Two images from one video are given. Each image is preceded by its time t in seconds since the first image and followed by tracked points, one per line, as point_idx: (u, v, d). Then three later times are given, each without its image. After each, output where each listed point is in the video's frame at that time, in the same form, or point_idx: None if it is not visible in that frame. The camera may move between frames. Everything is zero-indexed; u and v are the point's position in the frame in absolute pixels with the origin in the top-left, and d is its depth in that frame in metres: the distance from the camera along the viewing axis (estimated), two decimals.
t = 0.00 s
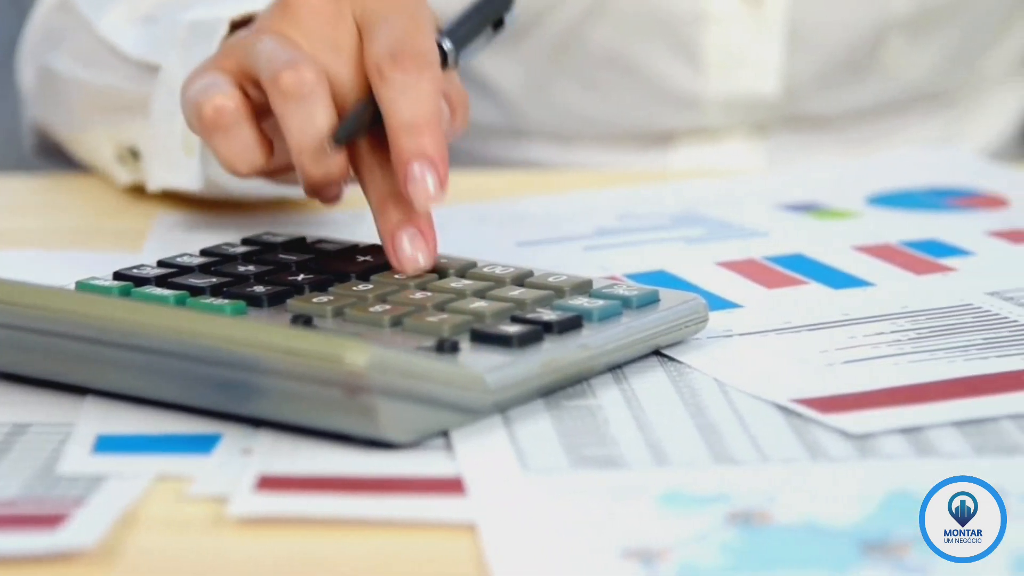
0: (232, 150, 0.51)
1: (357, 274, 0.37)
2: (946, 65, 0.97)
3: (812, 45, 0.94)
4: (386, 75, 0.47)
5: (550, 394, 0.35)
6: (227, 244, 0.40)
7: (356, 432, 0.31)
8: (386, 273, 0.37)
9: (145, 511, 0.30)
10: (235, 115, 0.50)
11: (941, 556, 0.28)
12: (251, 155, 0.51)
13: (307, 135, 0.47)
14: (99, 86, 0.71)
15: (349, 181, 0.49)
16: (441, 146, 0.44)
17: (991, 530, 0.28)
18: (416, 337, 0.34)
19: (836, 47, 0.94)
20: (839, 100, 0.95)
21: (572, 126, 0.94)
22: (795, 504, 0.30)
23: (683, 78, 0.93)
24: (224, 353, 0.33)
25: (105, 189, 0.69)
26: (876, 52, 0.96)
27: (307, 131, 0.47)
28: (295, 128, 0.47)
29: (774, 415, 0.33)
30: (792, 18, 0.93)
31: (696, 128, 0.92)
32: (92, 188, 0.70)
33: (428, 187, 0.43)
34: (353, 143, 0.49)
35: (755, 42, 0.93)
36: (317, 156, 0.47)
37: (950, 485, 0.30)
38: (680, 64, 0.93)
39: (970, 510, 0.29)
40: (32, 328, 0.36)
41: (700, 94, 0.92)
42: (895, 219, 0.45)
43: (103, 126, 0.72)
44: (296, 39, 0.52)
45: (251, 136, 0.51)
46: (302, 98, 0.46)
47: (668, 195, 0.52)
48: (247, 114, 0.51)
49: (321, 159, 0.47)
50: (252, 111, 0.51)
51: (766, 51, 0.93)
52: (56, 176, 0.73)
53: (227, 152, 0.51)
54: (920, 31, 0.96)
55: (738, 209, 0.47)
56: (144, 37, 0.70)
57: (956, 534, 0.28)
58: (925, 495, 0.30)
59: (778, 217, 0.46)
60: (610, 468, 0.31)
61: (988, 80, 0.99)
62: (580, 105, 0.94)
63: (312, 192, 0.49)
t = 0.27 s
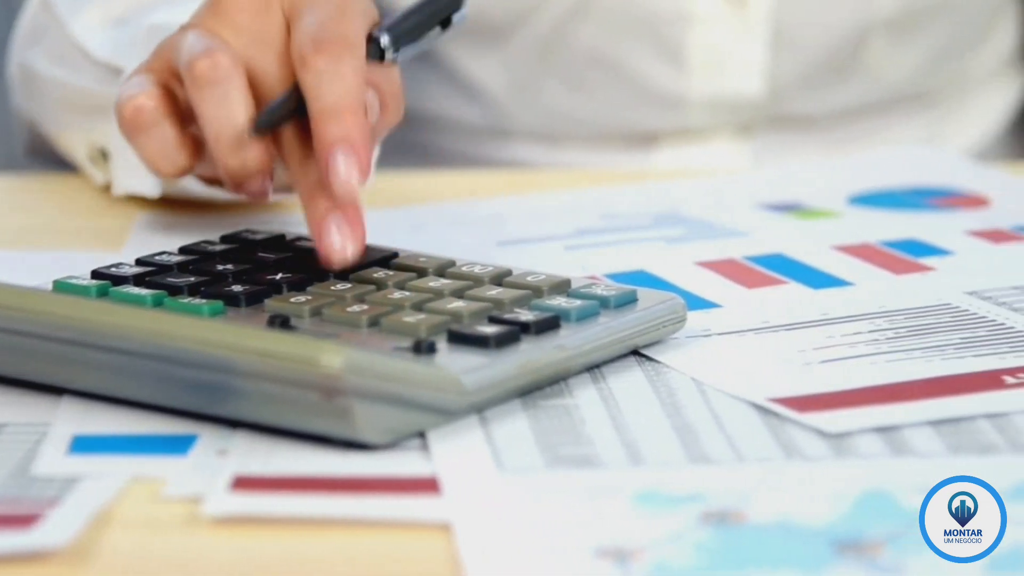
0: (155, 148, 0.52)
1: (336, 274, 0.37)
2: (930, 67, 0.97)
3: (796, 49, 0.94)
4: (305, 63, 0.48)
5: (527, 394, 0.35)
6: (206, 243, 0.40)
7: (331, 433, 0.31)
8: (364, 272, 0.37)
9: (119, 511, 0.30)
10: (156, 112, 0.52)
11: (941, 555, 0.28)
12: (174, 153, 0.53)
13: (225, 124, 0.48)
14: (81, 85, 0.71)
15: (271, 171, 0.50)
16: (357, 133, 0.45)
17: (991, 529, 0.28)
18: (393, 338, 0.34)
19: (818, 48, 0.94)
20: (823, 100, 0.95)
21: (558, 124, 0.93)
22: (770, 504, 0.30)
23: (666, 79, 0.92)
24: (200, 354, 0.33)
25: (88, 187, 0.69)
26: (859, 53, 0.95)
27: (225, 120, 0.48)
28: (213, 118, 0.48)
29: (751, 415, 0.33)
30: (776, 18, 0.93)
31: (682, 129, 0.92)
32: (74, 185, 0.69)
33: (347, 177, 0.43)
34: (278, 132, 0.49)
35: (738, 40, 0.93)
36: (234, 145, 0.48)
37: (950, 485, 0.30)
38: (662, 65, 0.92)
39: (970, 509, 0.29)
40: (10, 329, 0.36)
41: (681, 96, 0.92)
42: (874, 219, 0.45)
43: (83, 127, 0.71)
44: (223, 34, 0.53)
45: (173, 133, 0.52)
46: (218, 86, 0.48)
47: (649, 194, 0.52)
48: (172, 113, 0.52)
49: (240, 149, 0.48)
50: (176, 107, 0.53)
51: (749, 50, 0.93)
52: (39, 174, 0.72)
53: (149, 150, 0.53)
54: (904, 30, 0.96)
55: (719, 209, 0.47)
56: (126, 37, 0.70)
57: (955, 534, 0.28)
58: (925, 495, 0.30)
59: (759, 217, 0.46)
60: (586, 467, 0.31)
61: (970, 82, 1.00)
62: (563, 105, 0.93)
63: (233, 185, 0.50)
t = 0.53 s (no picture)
0: (137, 128, 0.51)
1: (318, 274, 0.37)
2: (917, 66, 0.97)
3: (787, 49, 0.94)
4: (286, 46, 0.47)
5: (509, 394, 0.35)
6: (190, 243, 0.40)
7: (311, 433, 0.31)
8: (347, 272, 0.37)
9: (98, 512, 0.30)
10: (137, 93, 0.50)
11: (940, 556, 0.28)
12: (157, 132, 0.51)
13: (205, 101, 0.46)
14: (64, 81, 0.71)
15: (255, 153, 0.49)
16: (338, 110, 0.46)
17: (991, 530, 0.28)
18: (375, 338, 0.34)
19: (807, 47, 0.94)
20: (809, 102, 0.95)
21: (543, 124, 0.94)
22: (750, 504, 0.30)
23: (654, 78, 0.92)
24: (183, 355, 0.33)
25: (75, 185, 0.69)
26: (850, 52, 0.95)
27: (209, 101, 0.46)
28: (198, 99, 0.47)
29: (732, 415, 0.33)
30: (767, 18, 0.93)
31: (667, 130, 0.92)
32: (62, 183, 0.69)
33: (327, 152, 0.44)
34: (261, 113, 0.50)
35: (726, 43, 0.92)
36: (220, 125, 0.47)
37: (950, 485, 0.30)
38: (650, 65, 0.92)
39: (971, 509, 0.29)
40: None
41: (668, 96, 0.91)
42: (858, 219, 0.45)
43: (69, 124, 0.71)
44: (206, 12, 0.52)
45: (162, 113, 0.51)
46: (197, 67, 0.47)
47: (635, 194, 0.52)
48: (155, 92, 0.51)
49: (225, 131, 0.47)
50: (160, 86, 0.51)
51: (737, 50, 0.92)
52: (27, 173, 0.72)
53: (132, 129, 0.51)
54: (894, 29, 0.96)
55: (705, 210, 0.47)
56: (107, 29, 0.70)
57: (955, 534, 0.28)
58: (924, 495, 0.30)
59: (744, 217, 0.46)
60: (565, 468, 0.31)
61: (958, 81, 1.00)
62: (552, 104, 0.93)
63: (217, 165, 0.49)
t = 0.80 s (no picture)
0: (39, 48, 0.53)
1: (303, 274, 0.37)
2: (907, 66, 0.97)
3: (773, 52, 0.93)
4: None
5: (493, 394, 0.35)
6: (175, 243, 0.40)
7: (294, 433, 0.31)
8: (332, 272, 0.37)
9: (80, 512, 0.30)
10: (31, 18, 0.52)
11: (941, 556, 0.28)
12: (60, 50, 0.53)
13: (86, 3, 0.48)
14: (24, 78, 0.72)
15: (154, 50, 0.50)
16: None
17: (991, 529, 0.28)
18: (358, 338, 0.34)
19: (796, 48, 0.93)
20: (798, 103, 0.95)
21: (534, 126, 0.94)
22: (731, 504, 0.30)
23: (644, 80, 0.92)
24: (165, 355, 0.33)
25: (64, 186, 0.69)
26: (836, 53, 0.94)
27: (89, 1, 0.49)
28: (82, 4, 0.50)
29: (716, 416, 0.33)
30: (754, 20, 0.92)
31: (660, 130, 0.93)
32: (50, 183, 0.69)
33: (213, 26, 0.46)
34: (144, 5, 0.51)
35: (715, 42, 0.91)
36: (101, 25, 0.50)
37: (950, 485, 0.30)
38: (638, 67, 0.92)
39: (971, 509, 0.29)
40: None
41: (660, 95, 0.92)
42: (844, 218, 0.45)
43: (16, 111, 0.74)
44: None
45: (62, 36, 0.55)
46: None
47: (622, 195, 0.52)
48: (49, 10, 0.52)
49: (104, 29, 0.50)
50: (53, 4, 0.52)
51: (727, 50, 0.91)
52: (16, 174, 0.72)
53: (35, 54, 0.53)
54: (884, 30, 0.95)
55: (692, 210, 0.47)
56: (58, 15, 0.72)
57: (955, 535, 0.28)
58: (925, 495, 0.30)
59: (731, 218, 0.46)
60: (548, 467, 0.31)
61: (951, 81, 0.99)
62: (541, 107, 0.94)
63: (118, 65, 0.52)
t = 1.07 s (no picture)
0: (12, 35, 0.61)
1: (288, 274, 0.37)
2: (891, 65, 0.97)
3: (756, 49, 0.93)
4: None
5: (478, 394, 0.34)
6: (160, 243, 0.40)
7: (277, 433, 0.31)
8: (317, 272, 0.37)
9: (62, 512, 0.30)
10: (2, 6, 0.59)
11: (941, 557, 0.28)
12: (29, 36, 0.61)
13: None
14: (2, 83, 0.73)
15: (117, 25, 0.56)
16: None
17: (991, 530, 0.28)
18: (342, 338, 0.34)
19: (777, 48, 0.93)
20: (780, 101, 0.95)
21: (515, 124, 0.94)
22: (712, 504, 0.30)
23: (623, 78, 0.92)
24: (149, 355, 0.33)
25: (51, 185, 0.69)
26: (819, 53, 0.94)
27: None
28: None
29: (699, 416, 0.33)
30: (734, 16, 0.92)
31: (642, 129, 0.93)
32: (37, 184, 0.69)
33: None
34: None
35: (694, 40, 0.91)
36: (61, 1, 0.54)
37: (950, 486, 0.30)
38: (621, 65, 0.92)
39: (970, 510, 0.29)
40: None
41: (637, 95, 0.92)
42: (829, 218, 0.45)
43: None
44: None
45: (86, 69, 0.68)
46: None
47: (607, 195, 0.52)
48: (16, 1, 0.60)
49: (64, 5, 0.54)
50: None
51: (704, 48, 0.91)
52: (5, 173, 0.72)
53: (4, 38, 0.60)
54: (867, 28, 0.95)
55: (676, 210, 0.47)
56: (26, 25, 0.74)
57: (955, 535, 0.28)
58: (924, 496, 0.30)
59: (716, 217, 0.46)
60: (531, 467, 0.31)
61: (935, 80, 0.99)
62: (522, 106, 0.94)
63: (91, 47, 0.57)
